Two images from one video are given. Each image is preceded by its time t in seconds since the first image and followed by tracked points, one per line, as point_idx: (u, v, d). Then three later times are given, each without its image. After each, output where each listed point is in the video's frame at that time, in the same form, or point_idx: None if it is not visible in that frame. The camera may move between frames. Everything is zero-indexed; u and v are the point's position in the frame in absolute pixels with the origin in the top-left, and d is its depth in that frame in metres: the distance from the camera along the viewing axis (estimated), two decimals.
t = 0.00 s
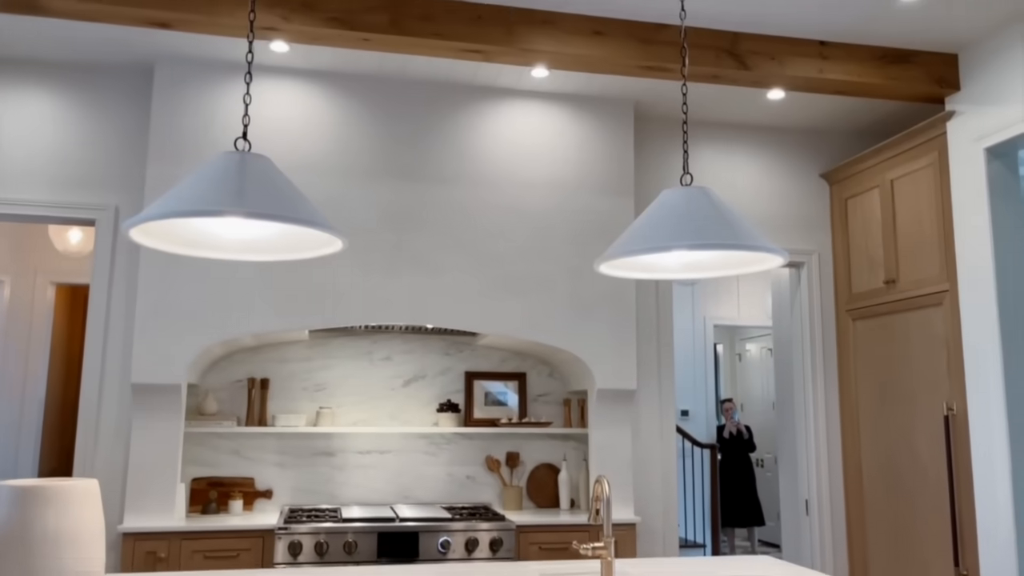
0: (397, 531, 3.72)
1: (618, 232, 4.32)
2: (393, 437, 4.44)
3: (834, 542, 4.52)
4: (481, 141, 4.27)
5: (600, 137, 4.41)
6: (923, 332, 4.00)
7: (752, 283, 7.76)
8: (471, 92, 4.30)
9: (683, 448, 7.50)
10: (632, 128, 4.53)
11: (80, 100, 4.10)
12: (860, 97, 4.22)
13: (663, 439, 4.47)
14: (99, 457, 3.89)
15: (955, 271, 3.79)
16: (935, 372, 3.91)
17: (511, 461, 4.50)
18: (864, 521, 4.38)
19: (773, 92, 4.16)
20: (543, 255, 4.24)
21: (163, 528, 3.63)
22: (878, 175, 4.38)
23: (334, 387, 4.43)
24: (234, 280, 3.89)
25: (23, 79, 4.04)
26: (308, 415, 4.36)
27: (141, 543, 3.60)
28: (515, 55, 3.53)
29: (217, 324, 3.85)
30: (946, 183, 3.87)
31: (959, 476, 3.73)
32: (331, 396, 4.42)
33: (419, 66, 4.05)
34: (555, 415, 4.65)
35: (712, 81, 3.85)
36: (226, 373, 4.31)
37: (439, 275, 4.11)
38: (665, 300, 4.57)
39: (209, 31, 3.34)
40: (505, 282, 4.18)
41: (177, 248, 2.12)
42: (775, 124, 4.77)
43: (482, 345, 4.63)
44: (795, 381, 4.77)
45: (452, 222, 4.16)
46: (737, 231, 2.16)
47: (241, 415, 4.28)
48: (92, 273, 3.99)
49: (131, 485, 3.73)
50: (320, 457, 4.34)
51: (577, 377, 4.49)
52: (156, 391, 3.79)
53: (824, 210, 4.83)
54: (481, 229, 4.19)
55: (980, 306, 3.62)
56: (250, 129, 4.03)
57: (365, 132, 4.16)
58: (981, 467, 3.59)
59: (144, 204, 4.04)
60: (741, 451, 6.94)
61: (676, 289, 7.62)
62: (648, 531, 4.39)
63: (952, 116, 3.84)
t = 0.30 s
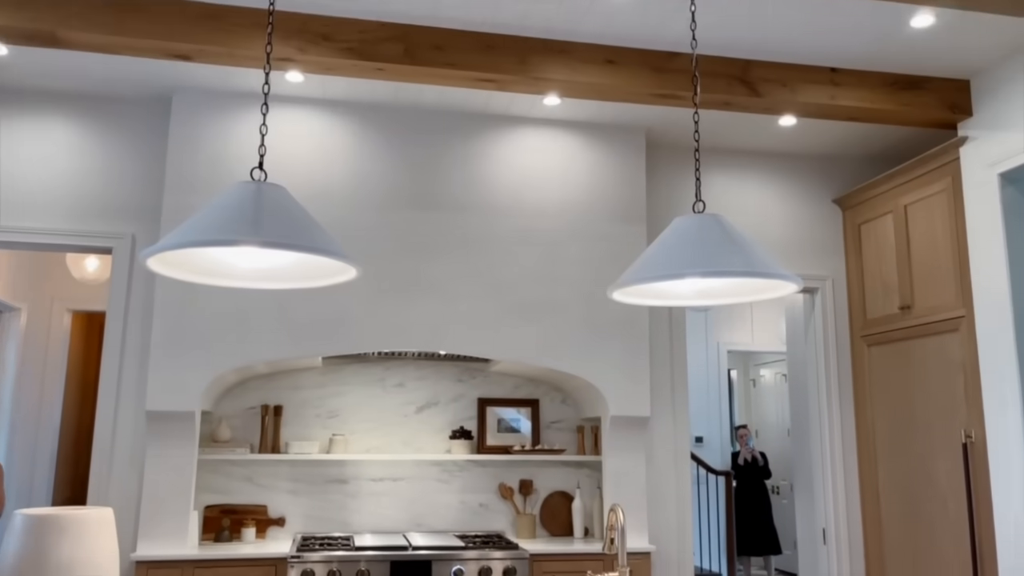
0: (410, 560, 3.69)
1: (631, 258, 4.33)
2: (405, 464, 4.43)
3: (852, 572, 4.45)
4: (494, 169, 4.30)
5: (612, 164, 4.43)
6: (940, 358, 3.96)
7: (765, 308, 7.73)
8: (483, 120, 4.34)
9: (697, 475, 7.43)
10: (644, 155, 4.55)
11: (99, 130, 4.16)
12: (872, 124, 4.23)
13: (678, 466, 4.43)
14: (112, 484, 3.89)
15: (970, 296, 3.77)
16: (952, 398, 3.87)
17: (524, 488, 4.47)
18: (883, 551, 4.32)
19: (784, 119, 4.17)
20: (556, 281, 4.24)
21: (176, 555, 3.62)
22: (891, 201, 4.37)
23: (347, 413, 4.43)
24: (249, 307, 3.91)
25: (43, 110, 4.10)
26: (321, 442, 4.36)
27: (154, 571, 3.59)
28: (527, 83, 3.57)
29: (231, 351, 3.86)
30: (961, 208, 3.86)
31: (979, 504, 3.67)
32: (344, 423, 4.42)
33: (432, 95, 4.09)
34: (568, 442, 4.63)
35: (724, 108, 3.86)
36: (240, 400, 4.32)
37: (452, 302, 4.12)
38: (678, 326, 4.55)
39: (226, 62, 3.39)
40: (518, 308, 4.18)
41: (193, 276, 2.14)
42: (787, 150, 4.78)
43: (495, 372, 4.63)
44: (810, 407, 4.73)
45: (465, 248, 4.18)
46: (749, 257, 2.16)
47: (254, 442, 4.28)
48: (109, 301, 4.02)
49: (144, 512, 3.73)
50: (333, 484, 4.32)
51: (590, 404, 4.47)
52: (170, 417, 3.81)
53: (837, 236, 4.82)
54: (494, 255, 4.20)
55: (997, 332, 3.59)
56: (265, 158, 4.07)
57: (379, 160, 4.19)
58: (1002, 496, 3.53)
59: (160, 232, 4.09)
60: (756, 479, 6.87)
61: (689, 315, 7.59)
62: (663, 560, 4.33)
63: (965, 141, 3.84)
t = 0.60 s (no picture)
0: None
1: (645, 274, 4.32)
2: (419, 480, 4.42)
3: None
4: (508, 185, 4.31)
5: (626, 180, 4.44)
6: (957, 375, 3.93)
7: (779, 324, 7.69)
8: (497, 136, 4.36)
9: (712, 492, 7.38)
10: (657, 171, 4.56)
11: (118, 147, 4.21)
12: (887, 139, 4.22)
13: (692, 483, 4.40)
14: (127, 500, 3.91)
15: (988, 312, 3.74)
16: (970, 415, 3.83)
17: (538, 505, 4.45)
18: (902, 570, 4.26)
19: (798, 134, 4.16)
20: (570, 296, 4.24)
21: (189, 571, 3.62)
22: (906, 216, 4.35)
23: (360, 429, 4.44)
24: (264, 322, 3.93)
25: (63, 128, 4.16)
26: (334, 458, 4.36)
27: None
28: (540, 100, 3.58)
29: (245, 367, 3.88)
30: (977, 224, 3.83)
31: (999, 523, 3.62)
32: (357, 438, 4.42)
33: (446, 112, 4.12)
34: (581, 458, 4.61)
35: (737, 124, 3.86)
36: (254, 415, 4.33)
37: (466, 318, 4.12)
38: (692, 341, 4.54)
39: (243, 80, 3.42)
40: (531, 324, 4.18)
41: (210, 292, 2.16)
42: (801, 166, 4.77)
43: (508, 388, 4.62)
44: (826, 424, 4.70)
45: (479, 264, 4.19)
46: (764, 273, 2.15)
47: (268, 457, 4.29)
48: (125, 316, 4.05)
49: (158, 528, 3.74)
50: (346, 500, 4.32)
51: (604, 420, 4.46)
52: (184, 433, 3.82)
53: (852, 251, 4.79)
54: (508, 271, 4.21)
55: (1015, 348, 3.56)
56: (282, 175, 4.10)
57: (393, 177, 4.21)
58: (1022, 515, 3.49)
59: (177, 248, 4.12)
60: (772, 496, 6.81)
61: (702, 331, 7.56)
62: None
63: (981, 156, 3.82)
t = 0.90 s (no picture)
0: None
1: (661, 279, 4.31)
2: (433, 484, 4.42)
3: None
4: (524, 190, 4.32)
5: (642, 185, 4.43)
6: (977, 381, 3.89)
7: (796, 331, 7.64)
8: (513, 141, 4.36)
9: (728, 499, 7.33)
10: (673, 175, 4.55)
11: (137, 152, 4.25)
12: (905, 144, 4.19)
13: (708, 490, 4.38)
14: (144, 502, 3.93)
15: (1008, 318, 3.70)
16: (990, 422, 3.79)
17: (553, 510, 4.44)
18: None
19: (816, 139, 4.14)
20: (585, 301, 4.23)
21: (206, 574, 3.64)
22: (925, 222, 4.32)
23: (375, 433, 4.44)
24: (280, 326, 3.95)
25: (82, 134, 4.20)
26: (349, 461, 4.37)
27: None
28: (556, 105, 3.59)
29: (262, 371, 3.89)
30: (997, 229, 3.80)
31: (1020, 531, 3.58)
32: (372, 442, 4.43)
33: (462, 116, 4.12)
34: (597, 464, 4.60)
35: (755, 128, 3.85)
36: (270, 419, 4.35)
37: (481, 323, 4.12)
38: (708, 346, 4.52)
39: (261, 85, 3.45)
40: (546, 329, 4.17)
41: (228, 296, 2.18)
42: (818, 170, 4.75)
43: (523, 392, 4.62)
44: (843, 430, 4.66)
45: (494, 269, 4.19)
46: (782, 278, 2.14)
47: (284, 461, 4.30)
48: (143, 320, 4.08)
49: (175, 530, 3.76)
50: (361, 504, 4.33)
51: (619, 425, 4.44)
52: (202, 436, 3.84)
53: (870, 257, 4.76)
54: (523, 276, 4.21)
55: None
56: (299, 178, 4.13)
57: (409, 181, 4.23)
58: None
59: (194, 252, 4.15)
60: (788, 503, 6.75)
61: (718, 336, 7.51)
62: None
63: (1001, 161, 3.79)
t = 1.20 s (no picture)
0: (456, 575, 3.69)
1: (680, 274, 4.29)
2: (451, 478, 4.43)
3: None
4: (543, 184, 4.31)
5: (661, 179, 4.41)
6: (1001, 378, 3.84)
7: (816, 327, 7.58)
8: (531, 135, 4.35)
9: (747, 496, 7.29)
10: (693, 170, 4.52)
11: (159, 147, 4.28)
12: (930, 137, 4.13)
13: (728, 485, 4.36)
14: (166, 494, 3.97)
15: None
16: (1014, 419, 3.75)
17: (571, 506, 4.43)
18: None
19: (838, 133, 4.10)
20: (604, 296, 4.22)
21: (226, 565, 3.67)
22: (949, 217, 4.26)
23: (394, 427, 4.46)
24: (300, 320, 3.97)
25: (105, 129, 4.24)
26: (368, 455, 4.39)
27: None
28: (576, 99, 3.58)
29: (282, 364, 3.91)
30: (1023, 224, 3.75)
31: None
32: (391, 436, 4.45)
33: (481, 111, 4.12)
34: (615, 459, 4.59)
35: (776, 122, 3.82)
36: (290, 412, 4.38)
37: (500, 317, 4.12)
38: (728, 342, 4.49)
39: (281, 80, 3.46)
40: (565, 324, 4.17)
41: (249, 289, 2.19)
42: (840, 165, 4.70)
43: (542, 387, 4.61)
44: (864, 426, 4.62)
45: (513, 263, 4.19)
46: (805, 272, 2.12)
47: (304, 454, 4.33)
48: (165, 314, 4.12)
49: (196, 522, 3.79)
50: (380, 497, 4.35)
51: (638, 421, 4.43)
52: (222, 429, 3.87)
53: (892, 252, 4.71)
54: (542, 271, 4.20)
55: None
56: (321, 170, 4.13)
57: (428, 176, 4.23)
58: None
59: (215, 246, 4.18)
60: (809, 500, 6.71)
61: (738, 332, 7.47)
62: None
63: None
